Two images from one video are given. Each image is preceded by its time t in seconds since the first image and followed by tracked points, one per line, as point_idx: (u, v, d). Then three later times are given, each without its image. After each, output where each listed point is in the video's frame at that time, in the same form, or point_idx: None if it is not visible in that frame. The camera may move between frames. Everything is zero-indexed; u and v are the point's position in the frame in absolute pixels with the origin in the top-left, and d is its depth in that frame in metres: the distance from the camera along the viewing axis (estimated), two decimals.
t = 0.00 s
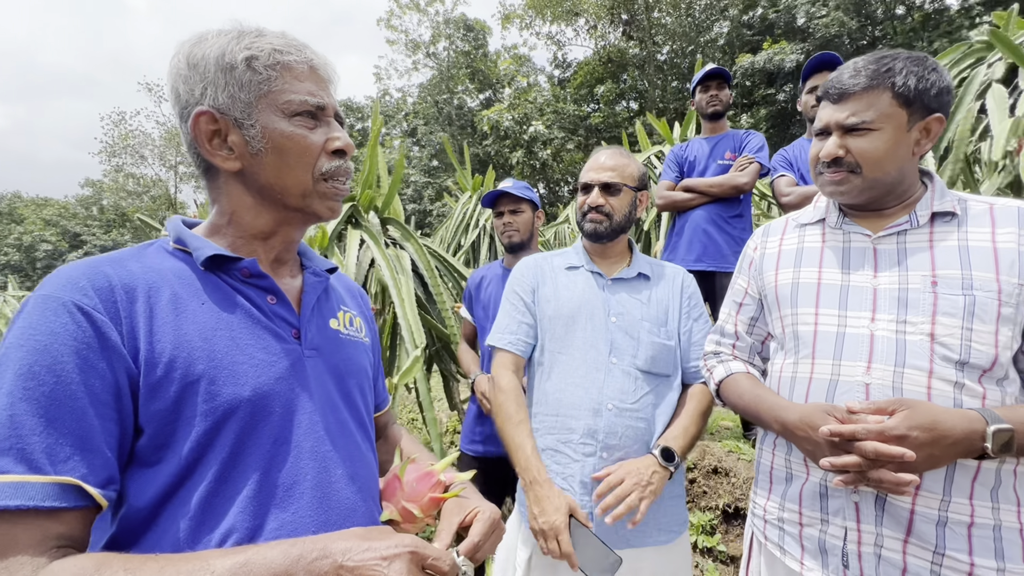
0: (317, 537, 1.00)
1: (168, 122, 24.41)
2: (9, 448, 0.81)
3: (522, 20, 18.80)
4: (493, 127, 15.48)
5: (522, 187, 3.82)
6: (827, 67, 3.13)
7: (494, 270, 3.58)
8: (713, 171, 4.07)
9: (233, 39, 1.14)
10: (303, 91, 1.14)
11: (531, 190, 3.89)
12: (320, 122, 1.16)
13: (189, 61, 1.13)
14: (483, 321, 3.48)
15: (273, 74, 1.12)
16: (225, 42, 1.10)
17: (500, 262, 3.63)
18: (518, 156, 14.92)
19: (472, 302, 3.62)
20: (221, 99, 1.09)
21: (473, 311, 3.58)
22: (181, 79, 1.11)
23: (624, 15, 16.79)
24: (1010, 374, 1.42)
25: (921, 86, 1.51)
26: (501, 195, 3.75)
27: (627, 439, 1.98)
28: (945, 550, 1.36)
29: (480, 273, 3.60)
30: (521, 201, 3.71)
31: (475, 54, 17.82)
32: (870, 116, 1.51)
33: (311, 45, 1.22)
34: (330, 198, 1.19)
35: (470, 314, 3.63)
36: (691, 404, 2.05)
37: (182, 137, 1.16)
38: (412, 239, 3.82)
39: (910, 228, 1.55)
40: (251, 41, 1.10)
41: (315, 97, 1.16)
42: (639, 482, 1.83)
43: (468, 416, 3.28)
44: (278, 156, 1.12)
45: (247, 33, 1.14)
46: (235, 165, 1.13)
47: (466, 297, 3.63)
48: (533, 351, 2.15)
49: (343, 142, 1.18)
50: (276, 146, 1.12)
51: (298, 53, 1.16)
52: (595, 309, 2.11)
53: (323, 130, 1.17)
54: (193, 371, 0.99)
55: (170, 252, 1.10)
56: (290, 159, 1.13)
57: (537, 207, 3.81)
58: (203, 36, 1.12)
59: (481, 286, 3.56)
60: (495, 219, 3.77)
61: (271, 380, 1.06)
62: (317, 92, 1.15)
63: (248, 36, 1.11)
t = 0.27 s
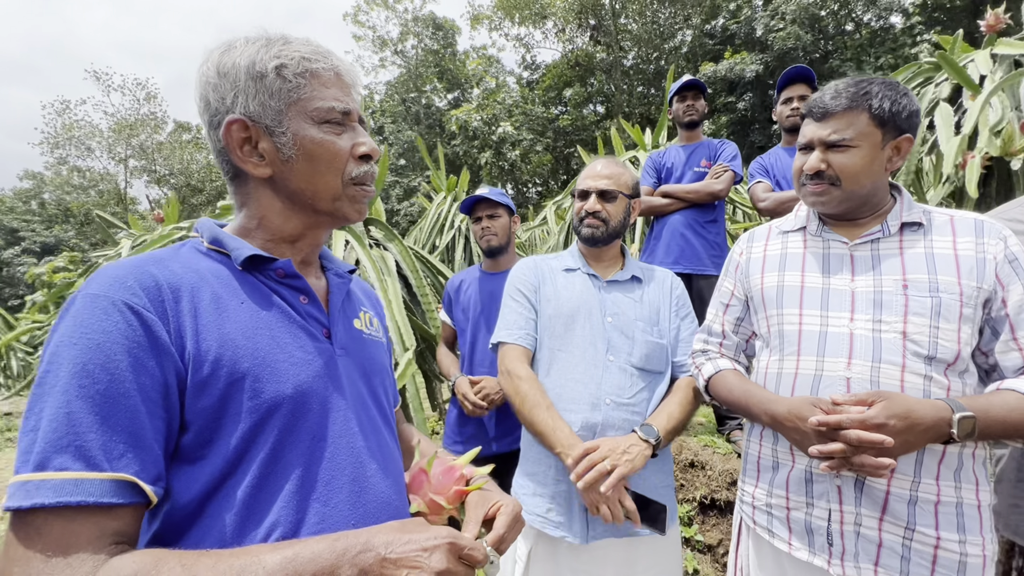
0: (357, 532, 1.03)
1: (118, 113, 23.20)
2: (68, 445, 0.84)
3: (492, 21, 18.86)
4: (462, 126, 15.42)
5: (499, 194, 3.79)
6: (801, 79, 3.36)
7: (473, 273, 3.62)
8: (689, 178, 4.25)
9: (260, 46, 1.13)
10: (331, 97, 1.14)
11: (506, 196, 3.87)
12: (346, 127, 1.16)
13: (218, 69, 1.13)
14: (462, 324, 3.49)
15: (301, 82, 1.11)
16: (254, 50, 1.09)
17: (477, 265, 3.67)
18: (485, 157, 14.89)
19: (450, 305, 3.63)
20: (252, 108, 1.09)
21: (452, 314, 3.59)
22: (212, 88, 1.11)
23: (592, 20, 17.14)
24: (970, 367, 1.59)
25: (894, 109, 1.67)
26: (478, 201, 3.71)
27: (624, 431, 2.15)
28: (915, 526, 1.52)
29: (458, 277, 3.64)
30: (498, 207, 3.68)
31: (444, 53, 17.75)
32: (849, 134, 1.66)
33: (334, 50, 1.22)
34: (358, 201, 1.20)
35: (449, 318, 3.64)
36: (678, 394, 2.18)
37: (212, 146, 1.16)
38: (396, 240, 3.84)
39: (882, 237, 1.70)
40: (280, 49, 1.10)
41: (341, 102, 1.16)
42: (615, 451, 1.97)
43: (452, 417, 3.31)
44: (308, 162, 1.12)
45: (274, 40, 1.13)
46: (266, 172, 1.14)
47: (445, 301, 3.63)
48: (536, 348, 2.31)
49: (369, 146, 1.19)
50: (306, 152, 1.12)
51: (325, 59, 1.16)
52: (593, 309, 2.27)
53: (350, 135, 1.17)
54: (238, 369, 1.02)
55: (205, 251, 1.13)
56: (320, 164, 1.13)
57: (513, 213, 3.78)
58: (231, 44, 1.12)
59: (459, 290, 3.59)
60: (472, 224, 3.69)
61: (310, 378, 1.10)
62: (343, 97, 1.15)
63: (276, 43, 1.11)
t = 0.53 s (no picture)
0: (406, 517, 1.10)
1: (67, 104, 22.01)
2: (155, 437, 0.92)
3: (464, 22, 18.89)
4: (432, 126, 15.33)
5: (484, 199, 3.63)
6: (778, 91, 3.64)
7: (458, 275, 3.67)
8: (668, 185, 4.46)
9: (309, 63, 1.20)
10: (375, 112, 1.23)
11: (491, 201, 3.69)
12: (388, 141, 1.26)
13: (268, 84, 1.19)
14: (448, 325, 3.53)
15: (349, 99, 1.20)
16: (307, 68, 1.17)
17: (463, 267, 3.71)
18: (456, 157, 14.84)
19: (434, 306, 3.65)
20: (303, 123, 1.17)
21: (438, 315, 3.62)
22: (264, 103, 1.17)
23: (562, 25, 17.46)
24: (927, 358, 1.81)
25: (865, 131, 1.87)
26: (463, 207, 3.67)
27: (623, 423, 2.34)
28: (883, 499, 1.72)
29: (444, 280, 3.68)
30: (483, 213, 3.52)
31: (416, 52, 17.66)
32: (826, 151, 1.85)
33: (374, 66, 1.30)
34: (395, 209, 1.30)
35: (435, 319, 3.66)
36: (668, 387, 2.37)
37: (259, 155, 1.22)
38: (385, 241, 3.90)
39: (852, 243, 1.90)
40: (332, 69, 1.18)
41: (384, 117, 1.25)
42: (610, 455, 2.15)
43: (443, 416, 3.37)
44: (354, 175, 1.21)
45: (322, 57, 1.21)
46: (313, 183, 1.22)
47: (430, 303, 3.67)
48: (537, 347, 2.50)
49: (407, 159, 1.29)
50: (353, 165, 1.20)
51: (369, 77, 1.24)
52: (591, 309, 2.46)
53: (392, 149, 1.26)
54: (297, 366, 1.09)
55: (254, 256, 1.18)
56: (364, 176, 1.21)
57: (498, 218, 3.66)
58: (283, 60, 1.19)
59: (446, 292, 3.63)
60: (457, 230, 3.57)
61: (360, 375, 1.17)
62: (385, 112, 1.24)
63: (327, 62, 1.18)
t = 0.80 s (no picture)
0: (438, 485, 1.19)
1: (18, 93, 20.91)
2: (217, 411, 1.01)
3: (438, 22, 18.90)
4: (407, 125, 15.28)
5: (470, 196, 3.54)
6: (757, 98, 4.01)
7: (445, 271, 3.54)
8: (648, 185, 4.67)
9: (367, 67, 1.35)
10: (421, 118, 1.39)
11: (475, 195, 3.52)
12: (428, 144, 1.42)
13: (327, 80, 1.33)
14: (436, 319, 3.40)
15: (401, 104, 1.36)
16: (367, 72, 1.32)
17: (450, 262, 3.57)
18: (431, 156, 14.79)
19: (421, 301, 3.50)
20: (359, 120, 1.30)
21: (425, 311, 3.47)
22: (321, 97, 1.31)
23: (536, 27, 17.69)
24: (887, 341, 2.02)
25: (833, 136, 2.07)
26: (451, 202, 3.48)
27: (612, 410, 2.48)
28: (849, 467, 1.91)
29: (432, 275, 3.54)
30: (470, 209, 3.46)
31: (390, 49, 17.52)
32: (800, 153, 2.04)
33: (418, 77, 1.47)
34: (423, 207, 1.47)
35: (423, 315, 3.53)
36: (653, 377, 2.55)
37: (310, 142, 1.34)
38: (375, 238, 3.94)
39: (823, 238, 2.09)
40: (390, 76, 1.34)
41: (426, 123, 1.42)
42: (599, 447, 2.29)
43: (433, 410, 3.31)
44: (397, 172, 1.36)
45: (378, 64, 1.36)
46: (357, 175, 1.35)
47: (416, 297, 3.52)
48: (531, 338, 2.63)
49: (440, 162, 1.46)
50: (398, 163, 1.35)
51: (417, 87, 1.41)
52: (582, 301, 2.61)
53: (430, 152, 1.43)
54: (337, 346, 1.18)
55: (290, 245, 1.27)
56: (406, 174, 1.37)
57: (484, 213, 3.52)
58: (344, 61, 1.33)
59: (433, 288, 3.50)
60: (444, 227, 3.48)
61: (392, 354, 1.25)
62: (428, 120, 1.41)
63: (385, 69, 1.34)
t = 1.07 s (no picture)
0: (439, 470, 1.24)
1: None
2: (227, 400, 1.03)
3: (418, 20, 18.83)
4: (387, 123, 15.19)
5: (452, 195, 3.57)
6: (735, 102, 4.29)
7: (429, 269, 3.57)
8: (627, 186, 4.78)
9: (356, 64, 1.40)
10: (410, 112, 1.43)
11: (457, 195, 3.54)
12: (417, 138, 1.46)
13: (318, 77, 1.37)
14: (419, 317, 3.42)
15: (390, 98, 1.39)
16: (356, 68, 1.36)
17: (433, 261, 3.60)
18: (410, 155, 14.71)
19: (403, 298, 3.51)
20: (348, 114, 1.34)
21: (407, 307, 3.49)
22: (313, 92, 1.35)
23: (516, 28, 17.78)
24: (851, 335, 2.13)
25: (803, 141, 2.16)
26: (435, 202, 3.51)
27: (594, 403, 2.56)
28: (817, 453, 2.03)
29: (414, 273, 3.58)
30: (454, 208, 3.49)
31: (369, 47, 17.36)
32: (772, 156, 2.14)
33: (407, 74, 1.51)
34: (414, 199, 1.50)
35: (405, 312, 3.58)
36: (634, 371, 2.64)
37: (302, 137, 1.38)
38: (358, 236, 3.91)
39: (792, 238, 2.21)
40: (378, 71, 1.38)
41: (415, 118, 1.45)
42: (581, 437, 2.35)
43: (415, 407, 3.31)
44: (387, 164, 1.39)
45: (367, 61, 1.40)
46: (348, 168, 1.39)
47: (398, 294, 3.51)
48: (516, 334, 2.69)
49: (431, 157, 1.49)
50: (388, 155, 1.39)
51: (406, 82, 1.45)
52: (565, 298, 2.69)
53: (419, 145, 1.46)
54: (339, 338, 1.20)
55: (290, 240, 1.29)
56: (395, 166, 1.40)
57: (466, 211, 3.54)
58: (334, 58, 1.37)
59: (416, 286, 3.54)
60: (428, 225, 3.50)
61: (390, 346, 1.29)
62: (417, 114, 1.45)
63: (374, 65, 1.39)
